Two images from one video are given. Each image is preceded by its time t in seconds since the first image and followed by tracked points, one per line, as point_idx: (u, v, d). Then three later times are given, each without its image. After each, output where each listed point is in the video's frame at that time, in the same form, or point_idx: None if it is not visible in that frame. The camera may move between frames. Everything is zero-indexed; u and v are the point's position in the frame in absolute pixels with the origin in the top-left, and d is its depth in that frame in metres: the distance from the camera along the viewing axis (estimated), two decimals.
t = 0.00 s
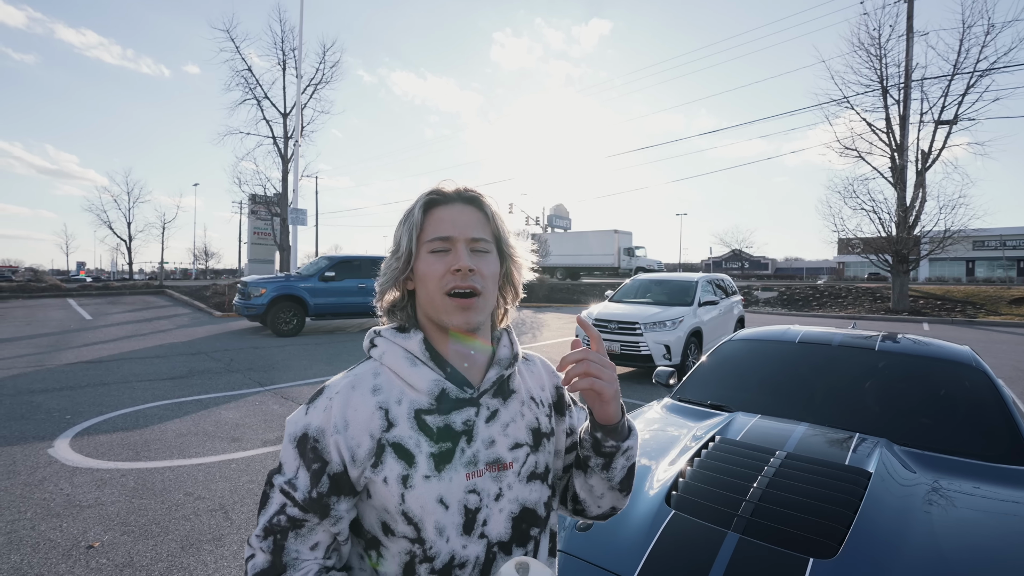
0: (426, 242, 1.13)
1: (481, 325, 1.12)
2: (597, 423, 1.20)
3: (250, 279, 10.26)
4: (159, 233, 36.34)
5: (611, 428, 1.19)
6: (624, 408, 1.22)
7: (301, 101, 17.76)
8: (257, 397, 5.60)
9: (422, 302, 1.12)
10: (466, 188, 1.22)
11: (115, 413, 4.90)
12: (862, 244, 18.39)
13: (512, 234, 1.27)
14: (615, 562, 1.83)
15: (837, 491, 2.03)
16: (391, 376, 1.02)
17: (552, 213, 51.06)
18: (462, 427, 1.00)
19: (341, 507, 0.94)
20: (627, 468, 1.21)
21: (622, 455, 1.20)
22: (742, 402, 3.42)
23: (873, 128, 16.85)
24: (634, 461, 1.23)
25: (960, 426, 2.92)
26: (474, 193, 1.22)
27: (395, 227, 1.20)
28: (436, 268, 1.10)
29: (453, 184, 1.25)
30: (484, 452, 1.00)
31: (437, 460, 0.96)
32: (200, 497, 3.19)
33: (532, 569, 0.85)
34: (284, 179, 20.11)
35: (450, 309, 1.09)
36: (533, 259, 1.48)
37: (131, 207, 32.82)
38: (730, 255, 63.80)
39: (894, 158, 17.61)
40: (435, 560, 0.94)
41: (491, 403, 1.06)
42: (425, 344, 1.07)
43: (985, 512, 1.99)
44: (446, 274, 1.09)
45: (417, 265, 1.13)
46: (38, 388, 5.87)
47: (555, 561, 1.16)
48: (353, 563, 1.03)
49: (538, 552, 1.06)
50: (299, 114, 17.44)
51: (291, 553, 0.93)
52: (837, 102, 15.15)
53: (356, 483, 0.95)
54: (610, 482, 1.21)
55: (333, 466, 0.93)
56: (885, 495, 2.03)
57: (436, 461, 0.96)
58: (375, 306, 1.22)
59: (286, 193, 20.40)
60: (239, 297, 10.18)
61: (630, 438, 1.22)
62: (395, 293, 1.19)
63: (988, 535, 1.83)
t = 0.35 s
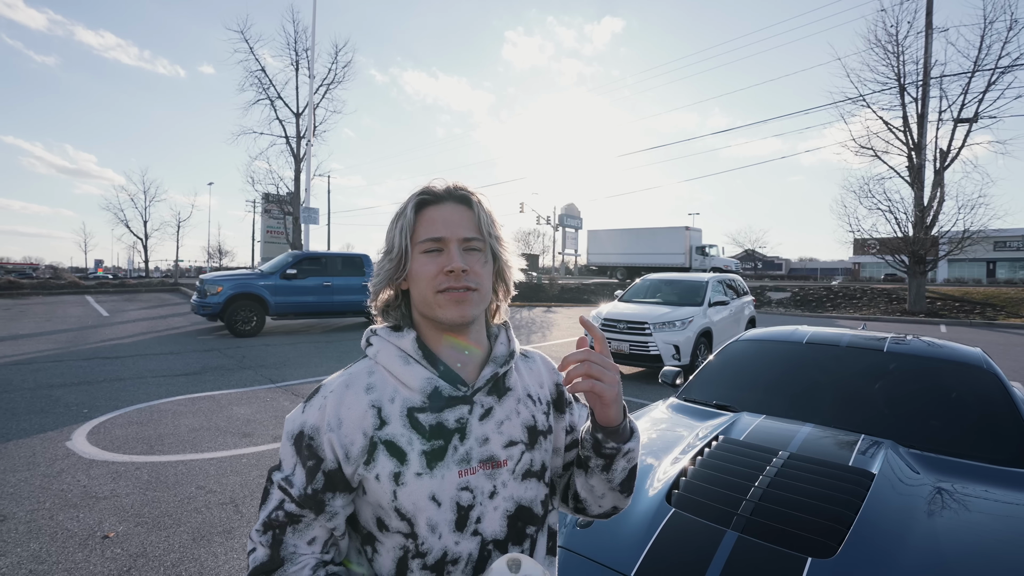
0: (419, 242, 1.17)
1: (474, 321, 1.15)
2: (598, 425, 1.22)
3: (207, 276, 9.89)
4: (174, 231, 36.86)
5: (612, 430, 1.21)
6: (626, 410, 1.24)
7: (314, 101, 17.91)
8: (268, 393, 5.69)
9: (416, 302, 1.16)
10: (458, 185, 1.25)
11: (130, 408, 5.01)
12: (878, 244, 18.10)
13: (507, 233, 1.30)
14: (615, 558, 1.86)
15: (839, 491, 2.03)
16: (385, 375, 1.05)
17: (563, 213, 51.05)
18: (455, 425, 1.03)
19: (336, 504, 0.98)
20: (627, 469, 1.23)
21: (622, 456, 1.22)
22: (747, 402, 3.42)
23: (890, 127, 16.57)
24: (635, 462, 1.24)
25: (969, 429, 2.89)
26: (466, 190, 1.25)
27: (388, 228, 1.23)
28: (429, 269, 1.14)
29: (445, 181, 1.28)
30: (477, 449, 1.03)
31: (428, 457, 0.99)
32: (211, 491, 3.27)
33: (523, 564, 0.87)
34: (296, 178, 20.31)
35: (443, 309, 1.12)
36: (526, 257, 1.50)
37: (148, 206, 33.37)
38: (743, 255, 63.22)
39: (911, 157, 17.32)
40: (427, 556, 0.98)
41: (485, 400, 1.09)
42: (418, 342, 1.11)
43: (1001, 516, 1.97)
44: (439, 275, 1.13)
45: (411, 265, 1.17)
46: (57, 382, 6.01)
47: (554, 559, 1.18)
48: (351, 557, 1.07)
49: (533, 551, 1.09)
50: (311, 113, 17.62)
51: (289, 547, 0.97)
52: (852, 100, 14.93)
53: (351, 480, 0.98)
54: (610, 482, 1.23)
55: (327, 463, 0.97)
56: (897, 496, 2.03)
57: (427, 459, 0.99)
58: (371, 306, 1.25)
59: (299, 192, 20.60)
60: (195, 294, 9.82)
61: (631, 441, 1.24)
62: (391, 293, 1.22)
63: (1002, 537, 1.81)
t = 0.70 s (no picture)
0: (420, 238, 1.20)
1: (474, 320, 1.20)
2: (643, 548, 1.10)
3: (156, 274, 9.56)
4: (187, 230, 37.32)
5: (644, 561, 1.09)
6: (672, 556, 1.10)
7: (325, 100, 18.05)
8: (277, 389, 5.77)
9: (417, 299, 1.20)
10: (457, 181, 1.28)
11: (143, 402, 5.10)
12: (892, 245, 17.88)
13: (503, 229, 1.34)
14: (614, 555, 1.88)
15: (839, 491, 2.04)
16: (380, 369, 1.10)
17: (572, 212, 50.99)
18: (446, 421, 1.07)
19: (328, 493, 1.02)
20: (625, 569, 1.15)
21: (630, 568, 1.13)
22: (751, 402, 3.42)
23: (905, 126, 16.36)
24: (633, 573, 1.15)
25: (975, 431, 2.87)
26: (465, 185, 1.28)
27: (386, 221, 1.25)
28: (434, 266, 1.17)
29: (443, 175, 1.30)
30: (468, 447, 1.07)
31: (419, 452, 1.03)
32: (220, 484, 3.33)
33: (512, 558, 0.93)
34: (307, 177, 20.48)
35: (446, 307, 1.16)
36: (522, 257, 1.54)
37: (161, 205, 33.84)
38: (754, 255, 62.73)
39: (926, 156, 17.11)
40: (416, 550, 1.01)
41: (478, 398, 1.13)
42: (413, 338, 1.15)
43: (1010, 519, 1.96)
44: (443, 273, 1.17)
45: (412, 261, 1.20)
46: (72, 377, 6.14)
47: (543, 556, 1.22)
48: (342, 547, 1.11)
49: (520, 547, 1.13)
50: (321, 112, 17.74)
51: (280, 534, 1.00)
52: (866, 99, 14.76)
53: (342, 471, 1.02)
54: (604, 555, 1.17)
55: (320, 453, 1.01)
56: (902, 498, 2.04)
57: (418, 454, 1.03)
58: (366, 300, 1.28)
59: (309, 191, 20.78)
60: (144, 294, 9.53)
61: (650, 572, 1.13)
62: (388, 287, 1.25)
63: (1009, 539, 1.82)
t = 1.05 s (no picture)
0: (455, 242, 1.22)
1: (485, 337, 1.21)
2: None
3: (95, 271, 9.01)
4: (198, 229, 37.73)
5: None
6: None
7: (334, 100, 18.17)
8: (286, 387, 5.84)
9: (434, 300, 1.22)
10: (506, 195, 1.29)
11: (155, 399, 5.20)
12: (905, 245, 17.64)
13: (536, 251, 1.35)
14: (614, 549, 1.90)
15: (841, 488, 2.05)
16: (381, 365, 1.14)
17: (581, 211, 50.95)
18: (437, 429, 1.10)
19: (317, 475, 1.08)
20: None
21: None
22: (755, 401, 3.42)
23: (919, 123, 16.14)
24: None
25: (983, 432, 2.85)
26: (512, 202, 1.29)
27: (427, 215, 1.27)
28: (460, 275, 1.19)
29: (494, 185, 1.32)
30: (454, 456, 1.11)
31: (406, 455, 1.07)
32: (229, 480, 3.39)
33: (486, 565, 0.95)
34: (316, 176, 20.62)
35: (459, 318, 1.18)
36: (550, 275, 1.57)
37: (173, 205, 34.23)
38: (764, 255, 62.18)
39: (940, 155, 16.89)
40: (395, 549, 1.06)
41: (473, 411, 1.16)
42: (417, 339, 1.19)
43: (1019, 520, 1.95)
44: (467, 285, 1.18)
45: (441, 263, 1.22)
46: (86, 373, 6.25)
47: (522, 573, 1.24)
48: (327, 527, 1.17)
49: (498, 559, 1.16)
50: (330, 112, 17.84)
51: (267, 510, 1.06)
52: (879, 96, 14.61)
53: (332, 458, 1.07)
54: None
55: (312, 438, 1.05)
56: (909, 498, 2.04)
57: (405, 457, 1.07)
58: (386, 284, 1.31)
59: (319, 190, 20.92)
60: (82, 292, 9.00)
61: None
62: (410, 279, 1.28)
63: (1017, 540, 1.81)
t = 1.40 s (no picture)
0: (469, 251, 1.23)
1: (484, 349, 1.22)
2: None
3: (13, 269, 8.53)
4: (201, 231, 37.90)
5: None
6: None
7: (336, 101, 18.21)
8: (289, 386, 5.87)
9: (439, 305, 1.23)
10: (528, 212, 1.30)
11: (159, 398, 5.23)
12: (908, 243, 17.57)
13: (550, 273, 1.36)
14: (611, 544, 1.92)
15: (836, 483, 2.06)
16: (378, 365, 1.15)
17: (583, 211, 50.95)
18: (428, 432, 1.12)
19: (310, 467, 1.09)
20: None
21: None
22: (755, 398, 3.43)
23: (921, 122, 16.10)
24: None
25: (982, 429, 2.85)
26: (533, 219, 1.30)
27: (447, 220, 1.28)
28: (468, 283, 1.20)
29: (517, 200, 1.32)
30: (443, 459, 1.13)
31: (396, 456, 1.09)
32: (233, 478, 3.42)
33: (468, 566, 0.96)
34: (319, 177, 20.69)
35: (460, 327, 1.19)
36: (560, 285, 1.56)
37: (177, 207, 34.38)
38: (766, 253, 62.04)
39: (943, 153, 16.84)
40: (381, 546, 1.09)
41: (466, 417, 1.18)
42: (416, 342, 1.20)
43: (1016, 515, 1.95)
44: (473, 295, 1.19)
45: (452, 269, 1.23)
46: (90, 373, 6.29)
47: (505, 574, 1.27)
48: (318, 515, 1.19)
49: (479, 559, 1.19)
50: (332, 113, 17.88)
51: (259, 497, 1.07)
52: (881, 95, 14.59)
53: (325, 452, 1.09)
54: None
55: (307, 431, 1.07)
56: (907, 494, 2.04)
57: (395, 457, 1.09)
58: (397, 280, 1.32)
59: (321, 191, 20.96)
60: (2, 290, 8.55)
61: None
62: (420, 281, 1.29)
63: (1013, 535, 1.82)
